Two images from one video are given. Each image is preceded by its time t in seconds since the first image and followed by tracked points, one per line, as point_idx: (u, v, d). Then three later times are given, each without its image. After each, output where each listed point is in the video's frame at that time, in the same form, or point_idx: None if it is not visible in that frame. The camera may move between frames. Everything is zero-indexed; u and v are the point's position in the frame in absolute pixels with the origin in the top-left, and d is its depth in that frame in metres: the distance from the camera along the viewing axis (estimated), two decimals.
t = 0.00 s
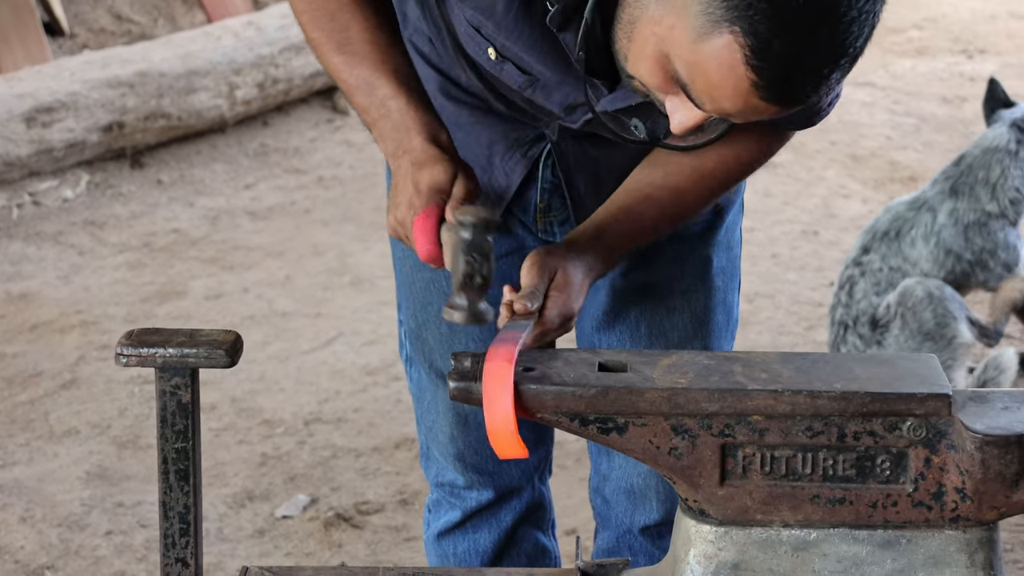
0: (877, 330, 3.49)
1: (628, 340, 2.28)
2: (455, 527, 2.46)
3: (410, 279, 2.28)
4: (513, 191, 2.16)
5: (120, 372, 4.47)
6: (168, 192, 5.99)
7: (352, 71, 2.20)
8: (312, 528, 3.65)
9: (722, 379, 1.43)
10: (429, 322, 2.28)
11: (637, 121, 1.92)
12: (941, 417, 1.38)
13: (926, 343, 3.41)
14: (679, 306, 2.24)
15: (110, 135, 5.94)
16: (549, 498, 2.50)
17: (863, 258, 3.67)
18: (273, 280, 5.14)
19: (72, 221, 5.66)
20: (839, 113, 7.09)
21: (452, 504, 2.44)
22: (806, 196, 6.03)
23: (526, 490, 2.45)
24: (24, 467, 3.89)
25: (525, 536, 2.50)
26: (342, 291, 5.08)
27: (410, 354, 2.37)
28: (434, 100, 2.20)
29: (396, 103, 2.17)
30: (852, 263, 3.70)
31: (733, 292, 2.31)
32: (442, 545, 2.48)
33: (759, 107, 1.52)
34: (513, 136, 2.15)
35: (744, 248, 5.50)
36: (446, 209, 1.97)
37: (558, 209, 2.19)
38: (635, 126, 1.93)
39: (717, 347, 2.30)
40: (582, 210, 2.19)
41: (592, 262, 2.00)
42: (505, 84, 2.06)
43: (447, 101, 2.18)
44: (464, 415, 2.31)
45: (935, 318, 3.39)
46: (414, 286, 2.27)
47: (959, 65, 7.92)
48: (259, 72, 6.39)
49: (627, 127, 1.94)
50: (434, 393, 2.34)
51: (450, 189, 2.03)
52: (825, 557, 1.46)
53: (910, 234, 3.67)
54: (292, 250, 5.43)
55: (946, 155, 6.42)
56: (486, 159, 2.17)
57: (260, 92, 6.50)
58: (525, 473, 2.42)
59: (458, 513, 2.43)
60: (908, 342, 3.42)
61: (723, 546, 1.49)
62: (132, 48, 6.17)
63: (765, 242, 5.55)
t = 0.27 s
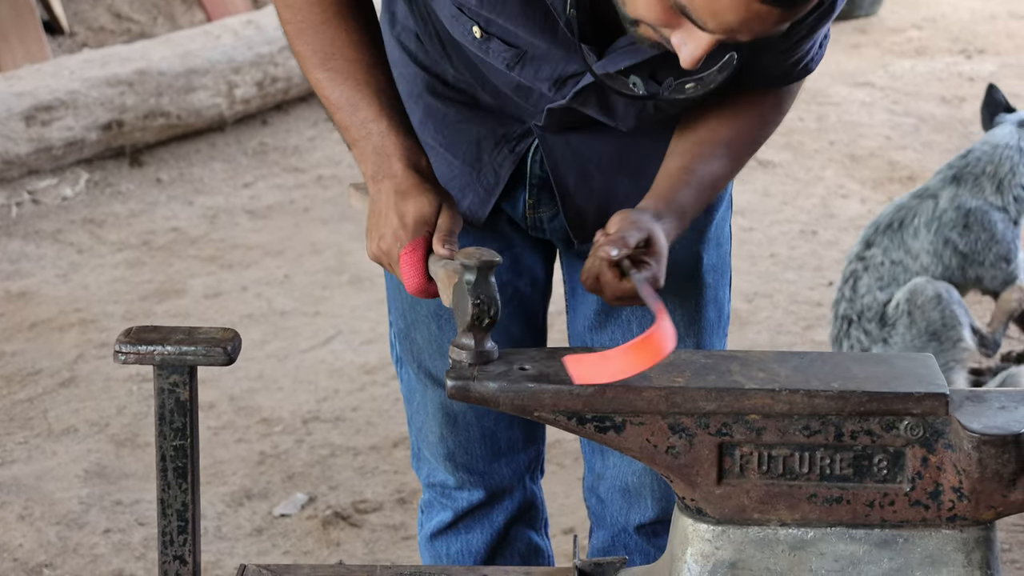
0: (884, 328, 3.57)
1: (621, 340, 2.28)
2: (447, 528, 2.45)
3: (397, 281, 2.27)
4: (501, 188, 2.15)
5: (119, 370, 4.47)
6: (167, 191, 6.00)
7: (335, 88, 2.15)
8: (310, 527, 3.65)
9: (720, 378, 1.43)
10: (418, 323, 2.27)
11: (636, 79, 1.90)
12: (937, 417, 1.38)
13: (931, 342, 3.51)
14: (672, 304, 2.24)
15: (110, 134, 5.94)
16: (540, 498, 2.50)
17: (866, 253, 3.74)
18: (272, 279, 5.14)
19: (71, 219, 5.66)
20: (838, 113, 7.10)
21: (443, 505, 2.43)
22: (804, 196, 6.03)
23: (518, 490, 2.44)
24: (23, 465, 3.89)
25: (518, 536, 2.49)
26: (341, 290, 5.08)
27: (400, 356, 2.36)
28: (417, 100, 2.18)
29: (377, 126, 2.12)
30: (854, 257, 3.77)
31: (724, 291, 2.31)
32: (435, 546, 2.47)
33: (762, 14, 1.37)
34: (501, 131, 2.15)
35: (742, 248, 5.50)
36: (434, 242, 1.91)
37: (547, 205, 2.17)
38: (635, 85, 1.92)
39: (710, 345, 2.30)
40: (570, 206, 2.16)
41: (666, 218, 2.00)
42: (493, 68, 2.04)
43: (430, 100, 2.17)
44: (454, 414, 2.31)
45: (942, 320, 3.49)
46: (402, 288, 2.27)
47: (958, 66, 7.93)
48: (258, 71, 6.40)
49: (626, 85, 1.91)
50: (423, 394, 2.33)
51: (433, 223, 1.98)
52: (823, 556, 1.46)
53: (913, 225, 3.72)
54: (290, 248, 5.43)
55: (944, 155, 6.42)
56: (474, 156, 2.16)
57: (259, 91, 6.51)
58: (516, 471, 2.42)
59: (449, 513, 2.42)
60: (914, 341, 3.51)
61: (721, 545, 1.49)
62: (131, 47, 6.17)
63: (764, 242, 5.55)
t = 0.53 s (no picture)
0: (892, 325, 3.66)
1: (608, 337, 2.29)
2: (434, 531, 2.44)
3: (376, 285, 2.23)
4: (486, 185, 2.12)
5: (117, 368, 4.48)
6: (166, 189, 6.00)
7: (334, 85, 2.05)
8: (309, 526, 3.65)
9: (716, 378, 1.43)
10: (398, 326, 2.24)
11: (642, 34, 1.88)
12: (934, 417, 1.38)
13: (938, 343, 3.60)
14: (657, 299, 2.24)
15: (109, 132, 5.95)
16: (525, 497, 2.50)
17: (874, 252, 3.85)
18: (271, 278, 5.14)
19: (70, 218, 5.67)
20: (837, 114, 7.10)
21: (430, 508, 2.43)
22: (803, 196, 6.03)
23: (503, 490, 2.44)
24: (21, 464, 3.90)
25: (505, 535, 2.49)
26: (339, 289, 5.08)
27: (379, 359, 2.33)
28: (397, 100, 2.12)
29: (384, 115, 2.02)
30: (863, 255, 3.89)
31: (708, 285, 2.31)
32: (423, 549, 2.47)
33: None
34: (483, 128, 2.10)
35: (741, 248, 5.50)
36: (462, 225, 1.85)
37: (531, 203, 2.15)
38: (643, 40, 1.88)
39: (694, 339, 2.30)
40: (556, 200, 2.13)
41: (736, 189, 2.07)
42: (484, 50, 1.98)
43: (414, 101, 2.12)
44: (437, 416, 2.30)
45: (951, 321, 3.56)
46: (381, 292, 2.23)
47: (956, 67, 7.93)
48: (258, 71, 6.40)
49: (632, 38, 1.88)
50: (404, 398, 2.31)
51: (459, 200, 1.90)
52: (819, 555, 1.46)
53: (924, 223, 3.85)
54: (289, 247, 5.44)
55: (943, 156, 6.43)
56: (457, 154, 2.12)
57: (259, 90, 6.51)
58: (500, 471, 2.41)
59: (436, 516, 2.42)
60: (920, 339, 3.61)
61: (717, 544, 1.49)
62: (130, 46, 6.18)
63: (763, 242, 5.56)
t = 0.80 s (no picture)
0: (904, 319, 3.75)
1: (589, 335, 2.28)
2: (425, 528, 2.44)
3: (362, 286, 2.22)
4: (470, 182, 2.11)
5: (112, 367, 4.48)
6: (162, 188, 6.00)
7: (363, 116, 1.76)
8: (304, 525, 3.65)
9: (710, 378, 1.43)
10: (385, 326, 2.23)
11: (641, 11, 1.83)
12: (927, 417, 1.38)
13: (945, 341, 3.70)
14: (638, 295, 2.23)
15: (105, 131, 5.94)
16: (514, 491, 2.51)
17: (886, 248, 3.89)
18: (267, 277, 5.14)
19: (65, 217, 5.66)
20: (833, 115, 7.11)
21: (421, 506, 2.43)
22: (799, 197, 6.03)
23: (494, 484, 2.44)
24: (15, 463, 3.89)
25: (494, 531, 2.49)
26: (335, 289, 5.08)
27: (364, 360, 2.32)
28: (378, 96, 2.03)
29: (440, 140, 1.75)
30: (874, 251, 3.93)
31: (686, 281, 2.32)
32: (412, 547, 2.47)
33: None
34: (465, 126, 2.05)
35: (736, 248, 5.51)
36: (569, 237, 1.66)
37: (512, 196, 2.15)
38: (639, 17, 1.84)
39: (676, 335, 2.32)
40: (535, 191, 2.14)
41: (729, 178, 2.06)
42: (484, 48, 1.92)
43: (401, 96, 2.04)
44: (427, 413, 2.30)
45: (960, 322, 3.68)
46: (368, 292, 2.22)
47: (952, 68, 7.94)
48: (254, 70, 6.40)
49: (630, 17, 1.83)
50: (393, 398, 2.30)
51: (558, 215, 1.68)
52: (812, 555, 1.46)
53: (937, 220, 3.91)
54: (285, 247, 5.43)
55: (939, 157, 6.44)
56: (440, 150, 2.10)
57: (255, 89, 6.50)
58: (490, 466, 2.42)
59: (427, 513, 2.42)
60: (930, 336, 3.71)
61: (711, 544, 1.49)
62: (127, 44, 6.17)
63: (759, 243, 5.56)
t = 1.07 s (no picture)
0: (891, 318, 3.77)
1: (580, 335, 2.29)
2: (413, 530, 2.43)
3: (351, 288, 2.21)
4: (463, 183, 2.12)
5: (102, 367, 4.47)
6: (153, 187, 5.99)
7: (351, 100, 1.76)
8: (294, 525, 3.65)
9: (700, 378, 1.43)
10: (374, 328, 2.23)
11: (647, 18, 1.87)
12: (914, 416, 1.39)
13: (932, 341, 3.71)
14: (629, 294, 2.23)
15: (95, 130, 5.93)
16: (501, 491, 2.52)
17: (875, 254, 3.91)
18: (258, 276, 5.14)
19: (55, 215, 5.65)
20: (824, 115, 7.12)
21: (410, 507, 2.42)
22: (790, 197, 6.04)
23: (482, 484, 2.45)
24: (4, 462, 3.89)
25: (482, 531, 2.49)
26: (326, 288, 5.07)
27: (352, 362, 2.32)
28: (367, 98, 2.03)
29: (426, 118, 1.77)
30: (862, 257, 3.95)
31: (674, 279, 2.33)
32: (402, 549, 2.45)
33: None
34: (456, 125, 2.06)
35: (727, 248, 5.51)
36: (556, 198, 1.67)
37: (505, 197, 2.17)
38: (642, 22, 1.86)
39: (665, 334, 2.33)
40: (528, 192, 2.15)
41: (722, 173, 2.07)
42: (485, 50, 1.91)
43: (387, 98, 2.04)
44: (417, 414, 2.30)
45: (948, 324, 3.69)
46: (357, 295, 2.21)
47: (943, 69, 7.96)
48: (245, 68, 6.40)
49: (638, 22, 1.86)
50: (382, 399, 2.30)
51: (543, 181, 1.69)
52: (800, 553, 1.46)
53: (924, 227, 3.95)
54: (276, 246, 5.43)
55: (929, 157, 6.45)
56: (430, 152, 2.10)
57: (246, 88, 6.50)
58: (479, 465, 2.42)
59: (416, 515, 2.41)
60: (916, 335, 3.72)
61: (699, 543, 1.49)
62: (117, 43, 6.17)
63: (749, 243, 5.57)
